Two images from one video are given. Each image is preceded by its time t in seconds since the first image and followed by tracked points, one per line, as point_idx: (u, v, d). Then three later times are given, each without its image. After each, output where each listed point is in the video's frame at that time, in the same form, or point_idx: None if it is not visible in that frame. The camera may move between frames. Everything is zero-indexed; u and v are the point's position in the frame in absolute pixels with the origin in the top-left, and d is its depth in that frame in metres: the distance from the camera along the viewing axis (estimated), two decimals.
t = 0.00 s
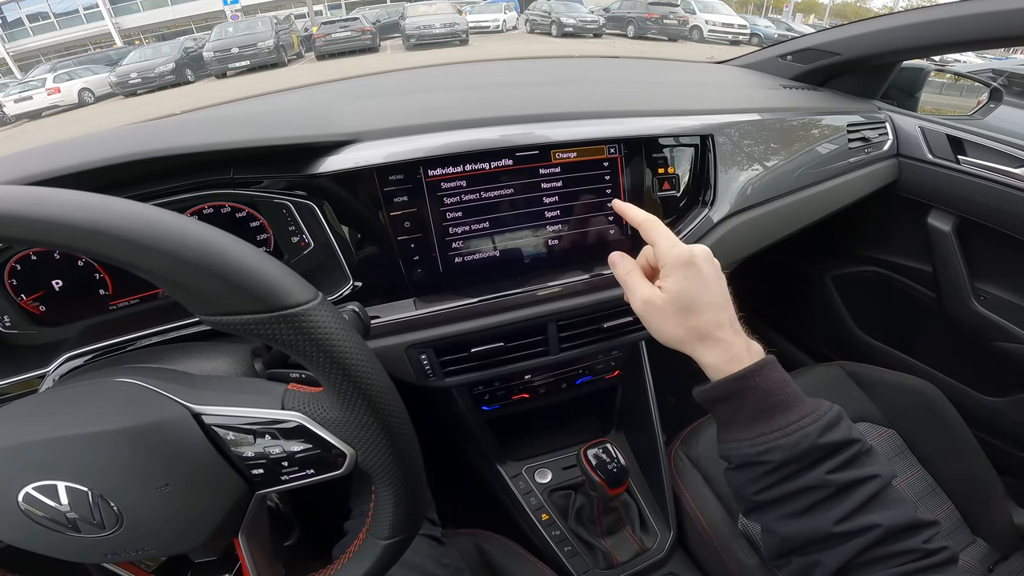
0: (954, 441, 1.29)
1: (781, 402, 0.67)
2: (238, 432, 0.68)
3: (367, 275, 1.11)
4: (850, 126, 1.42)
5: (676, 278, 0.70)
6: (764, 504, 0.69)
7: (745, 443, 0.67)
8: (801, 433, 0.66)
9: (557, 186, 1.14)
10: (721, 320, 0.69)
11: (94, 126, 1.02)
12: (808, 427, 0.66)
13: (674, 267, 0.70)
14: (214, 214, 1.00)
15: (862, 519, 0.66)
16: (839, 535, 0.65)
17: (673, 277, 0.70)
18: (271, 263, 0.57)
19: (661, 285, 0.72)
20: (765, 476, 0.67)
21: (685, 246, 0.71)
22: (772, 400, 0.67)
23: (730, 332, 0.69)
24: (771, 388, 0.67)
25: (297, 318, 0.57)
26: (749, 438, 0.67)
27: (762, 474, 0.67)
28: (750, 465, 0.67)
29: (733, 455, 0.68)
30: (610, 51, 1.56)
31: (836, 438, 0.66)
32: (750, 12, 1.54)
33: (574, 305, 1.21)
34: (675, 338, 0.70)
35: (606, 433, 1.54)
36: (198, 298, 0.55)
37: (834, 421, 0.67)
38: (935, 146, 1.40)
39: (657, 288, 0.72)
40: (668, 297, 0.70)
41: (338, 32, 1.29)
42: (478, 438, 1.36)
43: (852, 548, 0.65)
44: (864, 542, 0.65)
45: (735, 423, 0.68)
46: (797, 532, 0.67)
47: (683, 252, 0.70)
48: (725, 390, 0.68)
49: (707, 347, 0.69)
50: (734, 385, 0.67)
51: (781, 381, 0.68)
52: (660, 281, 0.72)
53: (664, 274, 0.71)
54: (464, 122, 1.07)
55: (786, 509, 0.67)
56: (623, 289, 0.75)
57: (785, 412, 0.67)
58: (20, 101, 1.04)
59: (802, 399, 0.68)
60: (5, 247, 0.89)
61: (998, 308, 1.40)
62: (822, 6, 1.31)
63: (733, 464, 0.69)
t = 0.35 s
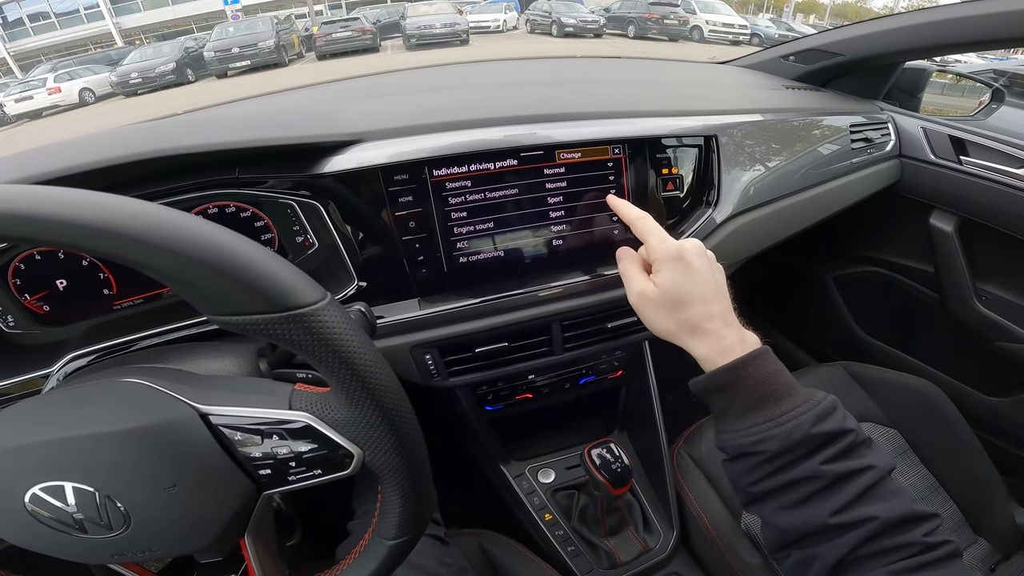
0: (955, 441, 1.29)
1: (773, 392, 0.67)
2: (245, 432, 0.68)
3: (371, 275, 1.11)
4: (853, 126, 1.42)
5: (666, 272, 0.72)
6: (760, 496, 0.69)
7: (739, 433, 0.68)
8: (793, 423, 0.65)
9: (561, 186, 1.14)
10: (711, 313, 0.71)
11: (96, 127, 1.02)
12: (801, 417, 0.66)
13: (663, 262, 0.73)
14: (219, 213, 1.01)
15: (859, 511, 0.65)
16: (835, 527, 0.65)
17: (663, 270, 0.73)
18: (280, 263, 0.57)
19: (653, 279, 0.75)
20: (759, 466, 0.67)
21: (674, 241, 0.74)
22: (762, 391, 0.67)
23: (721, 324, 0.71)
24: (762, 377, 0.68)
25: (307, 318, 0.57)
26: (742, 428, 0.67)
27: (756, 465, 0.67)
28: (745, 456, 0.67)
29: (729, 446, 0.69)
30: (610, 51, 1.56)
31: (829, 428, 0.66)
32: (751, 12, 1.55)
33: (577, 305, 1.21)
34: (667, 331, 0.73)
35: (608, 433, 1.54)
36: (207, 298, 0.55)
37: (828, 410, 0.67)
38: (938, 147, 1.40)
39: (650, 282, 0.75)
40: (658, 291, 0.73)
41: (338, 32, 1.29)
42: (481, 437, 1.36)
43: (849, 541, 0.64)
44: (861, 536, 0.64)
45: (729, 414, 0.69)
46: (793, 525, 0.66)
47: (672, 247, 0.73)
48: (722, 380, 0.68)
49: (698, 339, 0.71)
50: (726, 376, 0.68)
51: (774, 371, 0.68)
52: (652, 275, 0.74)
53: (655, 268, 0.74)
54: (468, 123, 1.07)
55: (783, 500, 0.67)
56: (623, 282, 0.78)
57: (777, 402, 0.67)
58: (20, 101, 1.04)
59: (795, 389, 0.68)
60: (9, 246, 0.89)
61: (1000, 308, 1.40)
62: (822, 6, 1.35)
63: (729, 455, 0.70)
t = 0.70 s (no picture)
0: (961, 440, 1.28)
1: (776, 386, 0.67)
2: (257, 432, 0.68)
3: (378, 274, 1.11)
4: (858, 126, 1.43)
5: (667, 267, 0.74)
6: (765, 490, 0.68)
7: (742, 427, 0.68)
8: (797, 416, 0.65)
9: (569, 186, 1.14)
10: (712, 307, 0.72)
11: (99, 127, 1.02)
12: (804, 410, 0.66)
13: (665, 257, 0.75)
14: (226, 212, 1.01)
15: (863, 505, 0.65)
16: (841, 521, 0.64)
17: (665, 266, 0.75)
18: (293, 260, 0.57)
19: (654, 275, 0.76)
20: (762, 460, 0.67)
21: (675, 237, 0.76)
22: (765, 384, 0.67)
23: (722, 318, 0.72)
24: (765, 371, 0.68)
25: (322, 316, 0.57)
26: (746, 420, 0.67)
27: (760, 458, 0.67)
28: (748, 449, 0.67)
29: (733, 439, 0.69)
30: (611, 52, 1.56)
31: (833, 421, 0.66)
32: (752, 12, 1.54)
33: (583, 305, 1.21)
34: (669, 326, 0.75)
35: (614, 433, 1.54)
36: (221, 295, 0.55)
37: (831, 403, 0.67)
38: (943, 147, 1.40)
39: (651, 277, 0.77)
40: (660, 286, 0.75)
41: (339, 32, 1.29)
42: (487, 437, 1.36)
43: (855, 535, 0.64)
44: (867, 530, 0.64)
45: (732, 408, 0.69)
46: (799, 519, 0.66)
47: (673, 243, 0.75)
48: (724, 373, 0.69)
49: (699, 334, 0.73)
50: (728, 369, 0.68)
51: (778, 364, 0.68)
52: (654, 271, 0.76)
53: (656, 264, 0.76)
54: (474, 122, 1.07)
55: (788, 495, 0.67)
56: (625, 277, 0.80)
57: (780, 395, 0.67)
58: (21, 101, 1.04)
59: (798, 382, 0.68)
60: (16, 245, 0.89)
61: (1005, 308, 1.40)
62: (823, 6, 1.35)
63: (734, 449, 0.69)
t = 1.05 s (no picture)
0: (961, 440, 1.28)
1: (771, 389, 0.67)
2: (255, 432, 0.68)
3: (378, 274, 1.11)
4: (858, 126, 1.43)
5: (656, 273, 0.75)
6: (763, 493, 0.68)
7: (738, 430, 0.67)
8: (792, 420, 0.65)
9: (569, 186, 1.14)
10: (702, 311, 0.73)
11: (99, 126, 1.02)
12: (799, 414, 0.66)
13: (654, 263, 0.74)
14: (225, 212, 1.01)
15: (861, 508, 0.65)
16: (839, 523, 0.64)
17: (654, 272, 0.75)
18: (291, 260, 0.57)
19: (645, 280, 0.76)
20: (758, 464, 0.67)
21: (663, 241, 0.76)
22: (760, 388, 0.67)
23: (713, 322, 0.72)
24: (759, 374, 0.67)
25: (320, 316, 0.57)
26: (741, 425, 0.67)
27: (757, 462, 0.67)
28: (744, 453, 0.67)
29: (728, 443, 0.69)
30: (611, 53, 1.56)
31: (828, 424, 0.66)
32: (753, 12, 1.53)
33: (582, 305, 1.21)
34: (661, 332, 0.75)
35: (614, 433, 1.54)
36: (219, 294, 0.54)
37: (826, 405, 0.67)
38: (943, 147, 1.40)
39: (641, 283, 0.77)
40: (650, 292, 0.75)
41: (340, 32, 1.29)
42: (487, 437, 1.36)
43: (853, 537, 0.64)
44: (866, 532, 0.63)
45: (728, 412, 0.69)
46: (798, 522, 0.66)
47: (661, 248, 0.75)
48: (717, 378, 0.69)
49: (691, 338, 0.73)
50: (721, 372, 0.68)
51: (773, 367, 0.68)
52: (644, 276, 0.76)
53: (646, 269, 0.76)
54: (473, 121, 1.07)
55: (787, 497, 0.67)
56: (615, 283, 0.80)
57: (775, 399, 0.67)
58: (21, 101, 1.04)
59: (793, 384, 0.68)
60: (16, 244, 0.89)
61: (1005, 309, 1.40)
62: (822, 6, 1.36)
63: (730, 453, 0.69)
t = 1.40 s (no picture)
0: (962, 439, 1.28)
1: (778, 383, 0.67)
2: (258, 431, 0.68)
3: (381, 273, 1.11)
4: (859, 126, 1.43)
5: (669, 264, 0.76)
6: (767, 488, 0.68)
7: (745, 425, 0.67)
8: (799, 414, 0.65)
9: (571, 185, 1.14)
10: (713, 303, 0.74)
11: (100, 126, 1.02)
12: (807, 408, 0.65)
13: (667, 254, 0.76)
14: (228, 211, 1.01)
15: (866, 504, 0.64)
16: (844, 520, 0.64)
17: (666, 263, 0.76)
18: (296, 258, 0.57)
19: (657, 272, 0.78)
20: (765, 458, 0.67)
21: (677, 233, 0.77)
22: (767, 380, 0.67)
23: (723, 314, 0.73)
24: (767, 368, 0.68)
25: (325, 314, 0.57)
26: (748, 419, 0.67)
27: (763, 456, 0.66)
28: (750, 446, 0.67)
29: (735, 436, 0.69)
30: (612, 53, 1.56)
31: (836, 419, 0.65)
32: (753, 12, 1.55)
33: (584, 305, 1.21)
34: (673, 323, 0.76)
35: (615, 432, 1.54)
36: (224, 292, 0.55)
37: (835, 400, 0.66)
38: (944, 147, 1.40)
39: (654, 274, 0.78)
40: (662, 283, 0.76)
41: (340, 32, 1.29)
42: (489, 436, 1.36)
43: (858, 535, 0.64)
44: (870, 529, 0.63)
45: (735, 405, 0.69)
46: (802, 518, 0.66)
47: (673, 240, 0.77)
48: (724, 370, 0.69)
49: (702, 329, 0.73)
50: (730, 363, 0.69)
51: (781, 362, 0.68)
52: (656, 268, 0.78)
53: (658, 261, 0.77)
54: (474, 121, 1.07)
55: (791, 494, 0.66)
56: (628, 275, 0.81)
57: (783, 393, 0.67)
58: (21, 100, 1.04)
59: (801, 379, 0.67)
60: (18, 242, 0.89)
61: (1007, 308, 1.40)
62: (823, 6, 1.37)
63: (737, 446, 0.69)
